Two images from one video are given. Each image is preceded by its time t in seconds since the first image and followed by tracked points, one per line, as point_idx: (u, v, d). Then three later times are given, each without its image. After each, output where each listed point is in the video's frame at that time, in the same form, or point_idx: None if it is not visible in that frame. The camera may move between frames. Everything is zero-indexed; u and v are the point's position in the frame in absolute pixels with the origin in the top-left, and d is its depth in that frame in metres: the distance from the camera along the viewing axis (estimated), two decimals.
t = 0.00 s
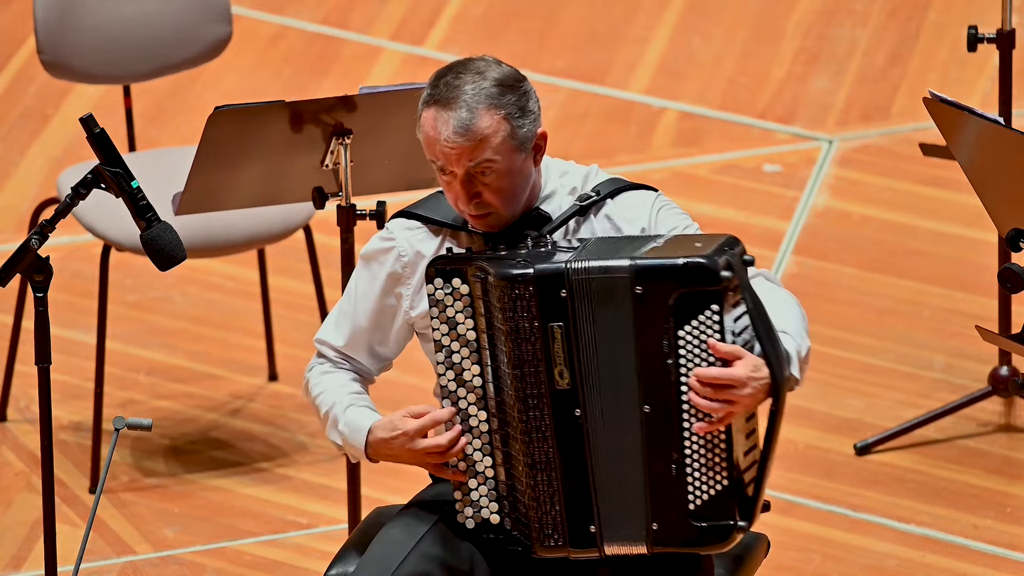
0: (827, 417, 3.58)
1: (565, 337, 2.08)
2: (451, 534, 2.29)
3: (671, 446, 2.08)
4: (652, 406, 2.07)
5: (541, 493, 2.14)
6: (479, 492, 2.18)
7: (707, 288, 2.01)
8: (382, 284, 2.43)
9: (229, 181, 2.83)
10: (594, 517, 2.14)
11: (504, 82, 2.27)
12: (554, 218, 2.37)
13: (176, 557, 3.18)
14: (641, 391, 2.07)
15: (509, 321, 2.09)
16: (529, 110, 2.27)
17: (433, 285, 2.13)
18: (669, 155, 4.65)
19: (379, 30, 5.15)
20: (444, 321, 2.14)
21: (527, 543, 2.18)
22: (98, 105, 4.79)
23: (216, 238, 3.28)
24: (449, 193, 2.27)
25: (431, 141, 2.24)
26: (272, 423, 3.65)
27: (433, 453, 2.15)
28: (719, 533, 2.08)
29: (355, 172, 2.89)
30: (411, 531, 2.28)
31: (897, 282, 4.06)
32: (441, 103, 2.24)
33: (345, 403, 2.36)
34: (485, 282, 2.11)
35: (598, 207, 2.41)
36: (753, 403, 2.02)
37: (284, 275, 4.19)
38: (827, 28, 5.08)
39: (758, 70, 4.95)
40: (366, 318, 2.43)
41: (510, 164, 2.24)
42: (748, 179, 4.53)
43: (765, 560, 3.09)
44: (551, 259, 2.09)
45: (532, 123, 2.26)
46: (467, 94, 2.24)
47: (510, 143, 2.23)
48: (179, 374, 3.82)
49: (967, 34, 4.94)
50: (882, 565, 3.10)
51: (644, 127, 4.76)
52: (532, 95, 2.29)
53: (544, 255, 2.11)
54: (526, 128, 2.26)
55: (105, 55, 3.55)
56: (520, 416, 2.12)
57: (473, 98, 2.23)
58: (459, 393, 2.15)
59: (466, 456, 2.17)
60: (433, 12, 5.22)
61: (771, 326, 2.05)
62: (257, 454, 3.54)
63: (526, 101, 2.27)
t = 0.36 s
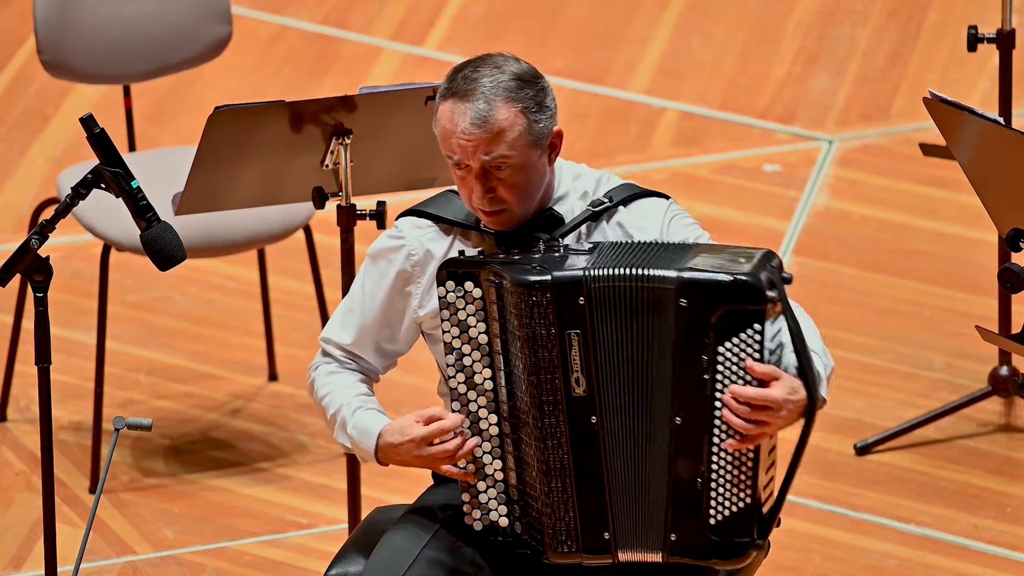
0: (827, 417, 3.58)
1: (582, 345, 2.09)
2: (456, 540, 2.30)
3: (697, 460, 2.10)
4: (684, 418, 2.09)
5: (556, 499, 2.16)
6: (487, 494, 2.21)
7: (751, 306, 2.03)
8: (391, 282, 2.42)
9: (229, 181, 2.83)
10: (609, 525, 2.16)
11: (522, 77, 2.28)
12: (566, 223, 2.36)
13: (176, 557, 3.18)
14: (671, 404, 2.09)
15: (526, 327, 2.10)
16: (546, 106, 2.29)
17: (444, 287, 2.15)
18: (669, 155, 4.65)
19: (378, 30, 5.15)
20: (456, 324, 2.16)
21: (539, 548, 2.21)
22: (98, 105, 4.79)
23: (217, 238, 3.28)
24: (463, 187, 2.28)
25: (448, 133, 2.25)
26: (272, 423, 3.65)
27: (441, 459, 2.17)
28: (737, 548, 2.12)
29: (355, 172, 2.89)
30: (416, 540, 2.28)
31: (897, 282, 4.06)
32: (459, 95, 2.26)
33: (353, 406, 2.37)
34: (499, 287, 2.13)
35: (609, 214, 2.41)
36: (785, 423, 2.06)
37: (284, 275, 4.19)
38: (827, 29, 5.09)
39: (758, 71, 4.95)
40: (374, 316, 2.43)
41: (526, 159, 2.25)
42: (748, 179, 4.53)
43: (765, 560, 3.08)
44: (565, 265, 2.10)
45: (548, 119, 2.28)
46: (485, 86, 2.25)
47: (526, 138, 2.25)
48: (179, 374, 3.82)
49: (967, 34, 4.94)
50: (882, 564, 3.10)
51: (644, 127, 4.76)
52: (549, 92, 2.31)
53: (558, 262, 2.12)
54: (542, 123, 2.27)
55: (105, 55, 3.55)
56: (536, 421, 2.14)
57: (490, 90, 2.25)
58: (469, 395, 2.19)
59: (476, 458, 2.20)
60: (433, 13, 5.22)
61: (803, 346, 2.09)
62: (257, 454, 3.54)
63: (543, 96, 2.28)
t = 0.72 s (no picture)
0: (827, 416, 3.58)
1: (585, 356, 2.10)
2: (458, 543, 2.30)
3: (717, 479, 2.11)
4: (707, 437, 2.09)
5: (558, 506, 2.17)
6: (491, 497, 2.22)
7: (785, 332, 2.02)
8: (398, 279, 2.42)
9: (229, 181, 2.83)
10: (612, 534, 2.17)
11: (537, 79, 2.28)
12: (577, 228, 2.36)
13: (176, 557, 3.18)
14: (695, 423, 2.09)
15: (530, 338, 2.11)
16: (561, 109, 2.29)
17: (449, 290, 2.15)
18: (669, 155, 4.65)
19: (378, 30, 5.15)
20: (461, 327, 2.17)
21: (542, 553, 2.22)
22: (98, 105, 4.79)
23: (216, 238, 3.28)
24: (474, 188, 2.28)
25: (461, 134, 2.25)
26: (272, 423, 3.65)
27: (446, 458, 2.18)
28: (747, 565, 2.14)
29: (355, 171, 2.89)
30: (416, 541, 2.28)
31: (897, 282, 4.06)
32: (474, 96, 2.26)
33: (357, 401, 2.37)
34: (503, 294, 2.13)
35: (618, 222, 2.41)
36: (810, 446, 2.07)
37: (284, 275, 4.19)
38: (827, 29, 5.09)
39: (758, 71, 4.96)
40: (380, 312, 2.43)
41: (538, 161, 2.25)
42: (748, 179, 4.53)
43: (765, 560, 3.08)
44: (571, 275, 2.10)
45: (562, 123, 2.28)
46: (499, 87, 2.26)
47: (539, 142, 2.25)
48: (179, 374, 3.82)
49: (967, 34, 4.94)
50: (882, 564, 3.10)
51: (644, 127, 4.76)
52: (564, 95, 2.31)
53: (564, 271, 2.12)
54: (556, 127, 2.27)
55: (105, 55, 3.55)
56: (539, 430, 2.14)
57: (505, 91, 2.25)
58: (474, 399, 2.19)
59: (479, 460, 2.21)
60: (433, 13, 5.22)
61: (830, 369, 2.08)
62: (257, 454, 3.54)
63: (558, 100, 2.29)
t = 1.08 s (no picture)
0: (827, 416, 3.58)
1: (581, 365, 2.10)
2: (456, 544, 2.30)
3: (739, 498, 2.09)
4: (731, 456, 2.07)
5: (558, 513, 2.17)
6: (491, 500, 2.22)
7: (817, 356, 2.01)
8: (398, 283, 2.43)
9: (229, 181, 2.83)
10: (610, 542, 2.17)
11: (540, 84, 2.28)
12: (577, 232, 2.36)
13: (176, 557, 3.18)
14: (720, 442, 2.07)
15: (527, 346, 2.12)
16: (563, 115, 2.28)
17: (448, 295, 2.16)
18: (669, 155, 4.65)
19: (378, 30, 5.15)
20: (460, 332, 2.18)
21: (542, 560, 2.22)
22: (98, 105, 4.79)
23: (216, 238, 3.28)
24: (475, 192, 2.28)
25: (463, 137, 2.24)
26: (272, 423, 3.65)
27: (448, 465, 2.19)
28: None
29: (355, 172, 2.89)
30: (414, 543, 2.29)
31: (897, 282, 4.06)
32: (477, 99, 2.26)
33: (359, 406, 2.38)
34: (500, 301, 2.14)
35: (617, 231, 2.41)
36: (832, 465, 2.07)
37: (284, 275, 4.19)
38: (827, 28, 5.09)
39: (758, 70, 4.95)
40: (380, 315, 2.44)
41: (541, 166, 2.25)
42: (748, 179, 4.53)
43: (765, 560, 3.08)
44: (569, 284, 2.11)
45: (565, 128, 2.28)
46: (502, 91, 2.26)
47: (541, 147, 2.25)
48: (179, 374, 3.82)
49: (967, 34, 4.94)
50: (882, 564, 3.10)
51: (644, 127, 4.76)
52: (567, 101, 2.31)
53: (562, 280, 2.13)
54: (559, 132, 2.27)
55: (105, 55, 3.55)
56: (537, 437, 2.15)
57: (508, 96, 2.25)
58: (473, 403, 2.19)
59: (480, 463, 2.21)
60: (433, 13, 5.22)
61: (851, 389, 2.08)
62: (257, 454, 3.54)
63: (561, 106, 2.28)
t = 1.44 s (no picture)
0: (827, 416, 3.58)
1: (578, 374, 2.10)
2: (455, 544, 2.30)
3: (764, 513, 2.07)
4: (759, 474, 2.05)
5: (560, 520, 2.17)
6: (492, 505, 2.23)
7: (855, 378, 1.99)
8: (393, 287, 2.42)
9: (229, 181, 2.83)
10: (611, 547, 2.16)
11: (535, 84, 2.30)
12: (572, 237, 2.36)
13: (176, 557, 3.18)
14: (750, 459, 2.05)
15: (522, 354, 2.12)
16: (559, 114, 2.29)
17: (442, 304, 2.17)
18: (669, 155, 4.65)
19: (378, 30, 5.15)
20: (455, 340, 2.18)
21: (543, 565, 2.22)
22: (98, 105, 4.79)
23: (217, 238, 3.28)
24: (470, 192, 2.29)
25: (458, 135, 2.25)
26: (272, 423, 3.65)
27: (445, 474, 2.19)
28: None
29: (355, 172, 2.89)
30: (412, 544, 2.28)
31: (897, 282, 4.06)
32: (472, 98, 2.27)
33: (357, 412, 2.39)
34: (494, 309, 2.14)
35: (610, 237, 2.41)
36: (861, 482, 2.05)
37: (284, 275, 4.19)
38: (827, 29, 5.08)
39: (758, 71, 4.95)
40: (376, 320, 2.44)
41: (535, 165, 2.26)
42: (748, 179, 4.53)
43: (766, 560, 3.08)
44: (565, 293, 2.11)
45: (560, 128, 2.29)
46: (498, 90, 2.27)
47: (536, 146, 2.26)
48: (179, 374, 3.82)
49: (967, 34, 4.94)
50: (882, 564, 3.10)
51: (644, 127, 4.76)
52: (562, 101, 2.32)
53: (557, 288, 2.13)
54: (554, 132, 2.28)
55: (105, 55, 3.55)
56: (535, 445, 2.15)
57: (504, 94, 2.26)
58: (471, 410, 2.20)
59: (480, 469, 2.22)
60: (433, 13, 5.22)
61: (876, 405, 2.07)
62: (257, 454, 3.54)
63: (557, 106, 2.30)
